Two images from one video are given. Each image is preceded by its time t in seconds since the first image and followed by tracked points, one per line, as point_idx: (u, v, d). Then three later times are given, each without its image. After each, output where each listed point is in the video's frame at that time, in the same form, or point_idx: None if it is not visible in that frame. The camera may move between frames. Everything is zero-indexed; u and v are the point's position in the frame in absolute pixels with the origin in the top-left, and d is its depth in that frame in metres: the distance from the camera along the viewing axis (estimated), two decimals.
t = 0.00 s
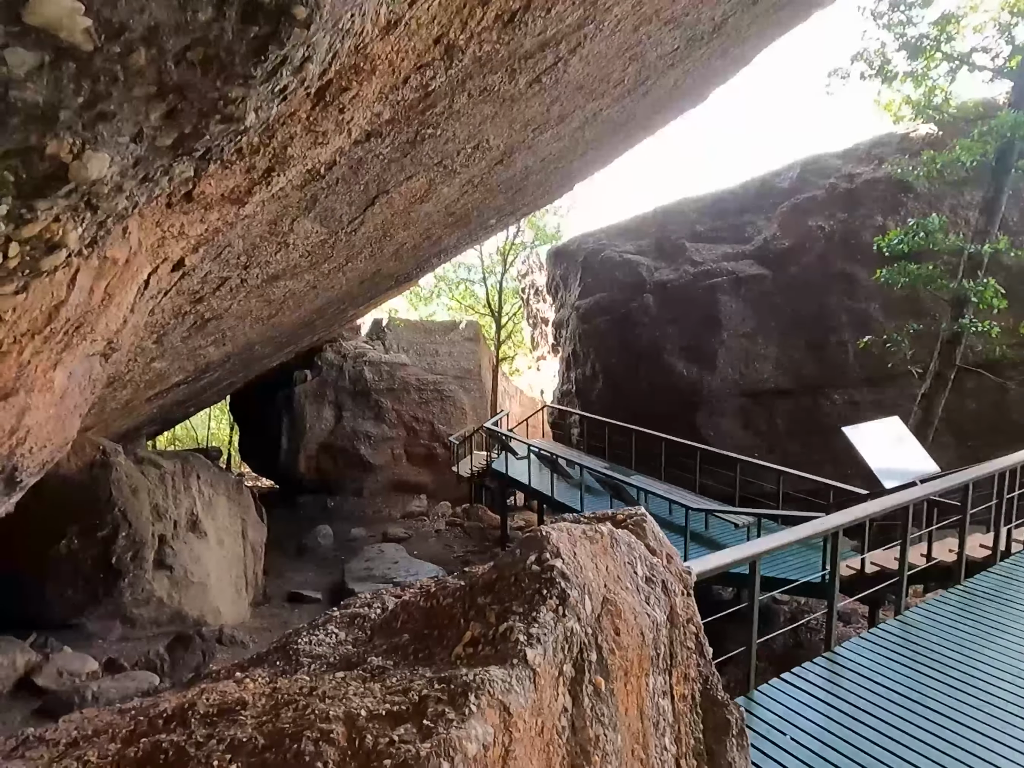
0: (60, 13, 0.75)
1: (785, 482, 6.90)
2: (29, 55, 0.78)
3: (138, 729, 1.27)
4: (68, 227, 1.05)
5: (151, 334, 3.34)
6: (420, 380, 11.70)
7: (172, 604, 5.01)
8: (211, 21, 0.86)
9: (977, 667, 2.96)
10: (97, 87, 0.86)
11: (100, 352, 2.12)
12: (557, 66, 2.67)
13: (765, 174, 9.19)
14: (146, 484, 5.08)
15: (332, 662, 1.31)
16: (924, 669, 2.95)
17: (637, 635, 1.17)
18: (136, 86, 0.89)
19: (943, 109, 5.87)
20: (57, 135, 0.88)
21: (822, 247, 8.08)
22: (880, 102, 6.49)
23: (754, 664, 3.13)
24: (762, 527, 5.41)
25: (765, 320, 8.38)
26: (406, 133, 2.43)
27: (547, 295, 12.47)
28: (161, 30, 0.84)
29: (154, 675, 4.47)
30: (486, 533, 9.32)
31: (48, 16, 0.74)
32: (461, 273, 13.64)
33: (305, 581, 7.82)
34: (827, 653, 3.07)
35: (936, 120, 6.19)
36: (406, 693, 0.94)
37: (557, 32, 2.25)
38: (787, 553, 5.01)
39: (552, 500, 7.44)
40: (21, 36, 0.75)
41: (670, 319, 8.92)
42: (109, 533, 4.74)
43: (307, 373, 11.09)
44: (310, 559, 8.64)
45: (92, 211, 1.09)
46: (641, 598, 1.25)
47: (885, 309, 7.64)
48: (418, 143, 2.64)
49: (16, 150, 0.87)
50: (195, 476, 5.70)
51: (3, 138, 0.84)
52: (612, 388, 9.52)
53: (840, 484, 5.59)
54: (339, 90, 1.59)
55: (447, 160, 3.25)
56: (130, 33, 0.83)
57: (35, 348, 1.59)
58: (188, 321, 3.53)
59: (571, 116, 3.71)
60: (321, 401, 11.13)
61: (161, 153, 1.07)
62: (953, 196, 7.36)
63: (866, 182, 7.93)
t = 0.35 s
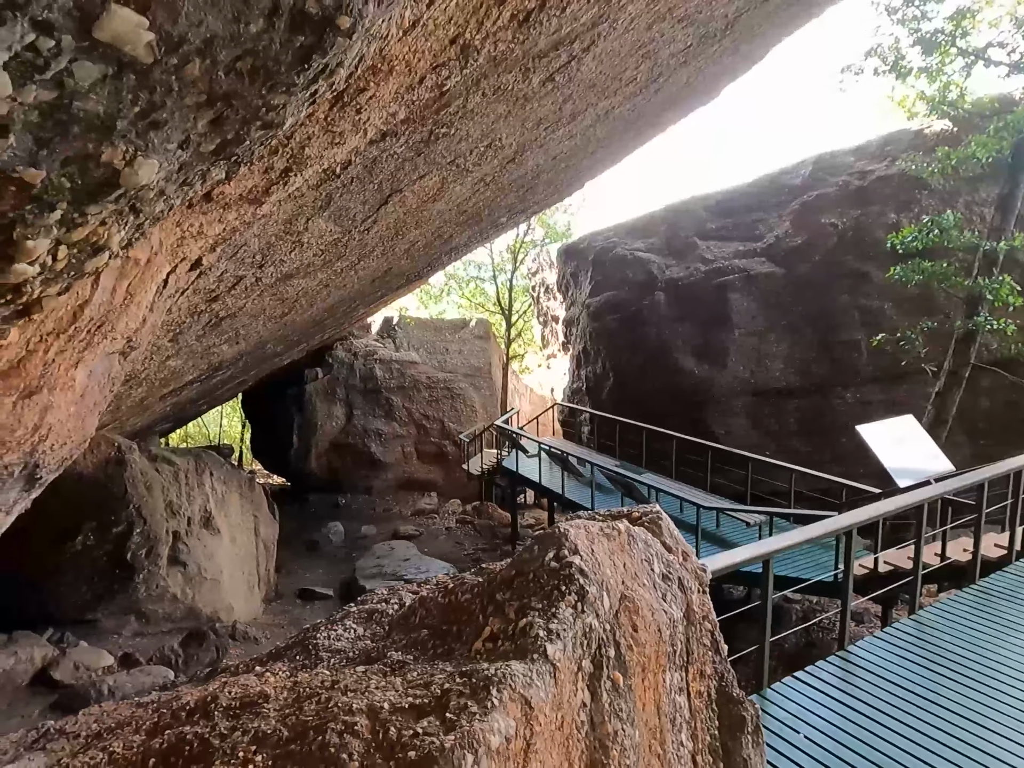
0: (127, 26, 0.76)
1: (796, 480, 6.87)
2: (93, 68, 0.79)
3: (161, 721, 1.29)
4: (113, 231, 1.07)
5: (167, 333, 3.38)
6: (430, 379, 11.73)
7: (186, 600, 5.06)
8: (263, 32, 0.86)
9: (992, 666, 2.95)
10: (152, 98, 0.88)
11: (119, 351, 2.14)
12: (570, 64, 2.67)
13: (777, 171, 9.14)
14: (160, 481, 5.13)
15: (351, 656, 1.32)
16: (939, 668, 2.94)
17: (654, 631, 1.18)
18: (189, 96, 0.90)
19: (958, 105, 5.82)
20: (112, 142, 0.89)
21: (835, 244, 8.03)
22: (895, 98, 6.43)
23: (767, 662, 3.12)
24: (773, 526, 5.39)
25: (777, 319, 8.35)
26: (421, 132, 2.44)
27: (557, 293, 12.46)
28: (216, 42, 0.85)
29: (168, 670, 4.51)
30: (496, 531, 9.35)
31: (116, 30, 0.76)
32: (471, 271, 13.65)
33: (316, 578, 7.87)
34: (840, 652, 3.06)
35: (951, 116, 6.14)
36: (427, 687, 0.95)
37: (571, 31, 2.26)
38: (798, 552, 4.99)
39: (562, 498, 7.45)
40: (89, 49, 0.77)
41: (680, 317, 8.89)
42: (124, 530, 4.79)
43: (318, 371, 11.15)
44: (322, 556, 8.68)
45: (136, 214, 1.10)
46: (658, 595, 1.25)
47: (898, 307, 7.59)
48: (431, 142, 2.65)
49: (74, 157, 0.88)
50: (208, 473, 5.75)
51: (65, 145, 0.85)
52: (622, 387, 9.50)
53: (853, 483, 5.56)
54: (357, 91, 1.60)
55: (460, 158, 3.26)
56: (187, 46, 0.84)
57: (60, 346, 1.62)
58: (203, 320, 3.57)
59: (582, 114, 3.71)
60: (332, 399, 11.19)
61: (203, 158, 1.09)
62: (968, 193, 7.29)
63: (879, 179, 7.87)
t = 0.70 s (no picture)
0: (157, 58, 0.80)
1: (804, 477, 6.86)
2: (127, 94, 0.83)
3: (177, 708, 1.33)
4: (139, 240, 1.10)
5: (180, 329, 3.43)
6: (439, 374, 11.77)
7: (198, 592, 5.12)
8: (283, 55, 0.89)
9: (999, 663, 2.95)
10: (178, 119, 0.91)
11: (133, 348, 2.18)
12: (579, 61, 2.67)
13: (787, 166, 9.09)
14: (171, 474, 5.19)
15: (362, 647, 1.36)
16: (945, 664, 2.95)
17: (658, 624, 1.20)
18: (213, 116, 0.94)
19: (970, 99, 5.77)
20: (141, 159, 0.93)
21: (845, 239, 7.99)
22: (907, 93, 6.38)
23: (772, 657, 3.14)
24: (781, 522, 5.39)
25: (786, 315, 8.32)
26: (429, 131, 2.46)
27: (566, 288, 12.46)
28: (239, 67, 0.88)
29: (181, 661, 4.56)
30: (505, 526, 9.39)
31: (147, 62, 0.80)
32: (480, 266, 13.67)
33: (326, 571, 7.94)
34: (846, 647, 3.08)
35: (963, 110, 6.10)
36: (436, 677, 0.98)
37: (579, 28, 2.26)
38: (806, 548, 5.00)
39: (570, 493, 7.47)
40: (124, 78, 0.81)
41: (689, 313, 8.88)
42: (137, 522, 4.86)
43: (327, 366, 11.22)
44: (331, 549, 8.76)
45: (160, 223, 1.13)
46: (663, 590, 1.27)
47: (909, 303, 7.55)
48: (440, 139, 2.67)
49: (105, 173, 0.92)
50: (219, 467, 5.81)
51: (98, 164, 0.90)
52: (630, 382, 9.51)
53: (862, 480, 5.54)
54: (367, 93, 1.62)
55: (469, 156, 3.27)
56: (212, 71, 0.87)
57: (76, 345, 1.65)
58: (215, 316, 3.61)
59: (591, 110, 3.71)
60: (342, 394, 11.26)
61: (224, 171, 1.12)
62: (981, 187, 7.23)
63: (890, 173, 7.81)
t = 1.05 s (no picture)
0: (180, 62, 0.81)
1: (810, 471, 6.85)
2: (151, 98, 0.84)
3: (187, 697, 1.34)
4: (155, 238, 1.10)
5: (187, 321, 3.44)
6: (445, 366, 11.78)
7: (205, 580, 5.17)
8: (301, 60, 0.89)
9: (1004, 658, 2.96)
10: (198, 122, 0.91)
11: (142, 340, 2.20)
12: (587, 53, 2.67)
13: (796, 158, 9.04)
14: (179, 465, 5.22)
15: (369, 638, 1.37)
16: (950, 659, 2.95)
17: (664, 618, 1.21)
18: (232, 118, 0.94)
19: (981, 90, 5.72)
20: (161, 160, 0.94)
21: (853, 232, 7.94)
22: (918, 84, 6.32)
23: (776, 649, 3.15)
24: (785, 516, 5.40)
25: (793, 308, 8.30)
26: (437, 123, 2.46)
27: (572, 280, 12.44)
28: (258, 70, 0.89)
29: (190, 649, 4.59)
30: (510, 517, 9.43)
31: (172, 67, 0.81)
32: (486, 257, 13.65)
33: (332, 562, 7.99)
34: (850, 641, 3.08)
35: (974, 101, 6.04)
36: (444, 668, 0.99)
37: (588, 20, 2.26)
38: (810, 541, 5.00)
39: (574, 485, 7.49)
40: (148, 83, 0.82)
41: (695, 305, 8.86)
42: (144, 511, 4.90)
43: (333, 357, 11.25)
44: (337, 540, 8.81)
45: (176, 221, 1.13)
46: (669, 583, 1.28)
47: (917, 296, 7.52)
48: (448, 132, 2.67)
49: (126, 173, 0.93)
50: (227, 457, 5.84)
51: (119, 165, 0.91)
52: (635, 375, 9.50)
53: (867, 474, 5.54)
54: (377, 87, 1.62)
55: (476, 147, 3.27)
56: (233, 75, 0.87)
57: (88, 337, 1.67)
58: (222, 308, 3.63)
59: (599, 101, 3.70)
60: (347, 385, 11.28)
61: (241, 172, 1.12)
62: (991, 180, 7.18)
63: (900, 166, 7.76)
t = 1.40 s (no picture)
0: (163, 44, 0.79)
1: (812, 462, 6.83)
2: (132, 81, 0.82)
3: (187, 690, 1.34)
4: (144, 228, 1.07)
5: (187, 311, 3.43)
6: (447, 356, 11.77)
7: (208, 570, 5.19)
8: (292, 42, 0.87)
9: (1006, 650, 2.96)
10: (184, 107, 0.90)
11: (142, 330, 2.19)
12: (589, 40, 2.64)
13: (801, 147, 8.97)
14: (181, 455, 5.23)
15: (370, 630, 1.37)
16: (951, 652, 2.95)
17: (665, 612, 1.20)
18: (219, 103, 0.92)
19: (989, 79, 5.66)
20: (146, 148, 0.92)
21: (858, 223, 7.89)
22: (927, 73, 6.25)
23: (776, 641, 3.15)
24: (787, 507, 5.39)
25: (796, 299, 8.26)
26: (439, 111, 2.43)
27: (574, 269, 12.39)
28: (246, 52, 0.86)
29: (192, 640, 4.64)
30: (511, 508, 9.44)
31: (154, 48, 0.79)
32: (488, 247, 13.61)
33: (334, 551, 8.01)
34: (851, 632, 3.08)
35: (982, 90, 5.98)
36: (443, 663, 0.98)
37: (592, 6, 2.22)
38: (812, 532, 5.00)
39: (576, 476, 7.49)
40: (128, 64, 0.80)
41: (698, 296, 8.82)
42: (147, 501, 4.91)
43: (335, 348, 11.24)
44: (339, 529, 8.83)
45: (166, 211, 1.10)
46: (670, 577, 1.27)
47: (922, 288, 7.48)
48: (449, 120, 2.64)
49: (111, 161, 0.92)
50: (229, 447, 5.84)
51: (102, 152, 0.90)
52: (637, 366, 9.48)
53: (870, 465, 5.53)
54: (378, 74, 1.59)
55: (478, 136, 3.24)
56: (219, 56, 0.85)
57: (85, 328, 1.66)
58: (222, 298, 3.61)
59: (601, 90, 3.66)
60: (349, 375, 11.27)
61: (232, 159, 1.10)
62: (997, 170, 7.13)
63: (905, 155, 7.70)
